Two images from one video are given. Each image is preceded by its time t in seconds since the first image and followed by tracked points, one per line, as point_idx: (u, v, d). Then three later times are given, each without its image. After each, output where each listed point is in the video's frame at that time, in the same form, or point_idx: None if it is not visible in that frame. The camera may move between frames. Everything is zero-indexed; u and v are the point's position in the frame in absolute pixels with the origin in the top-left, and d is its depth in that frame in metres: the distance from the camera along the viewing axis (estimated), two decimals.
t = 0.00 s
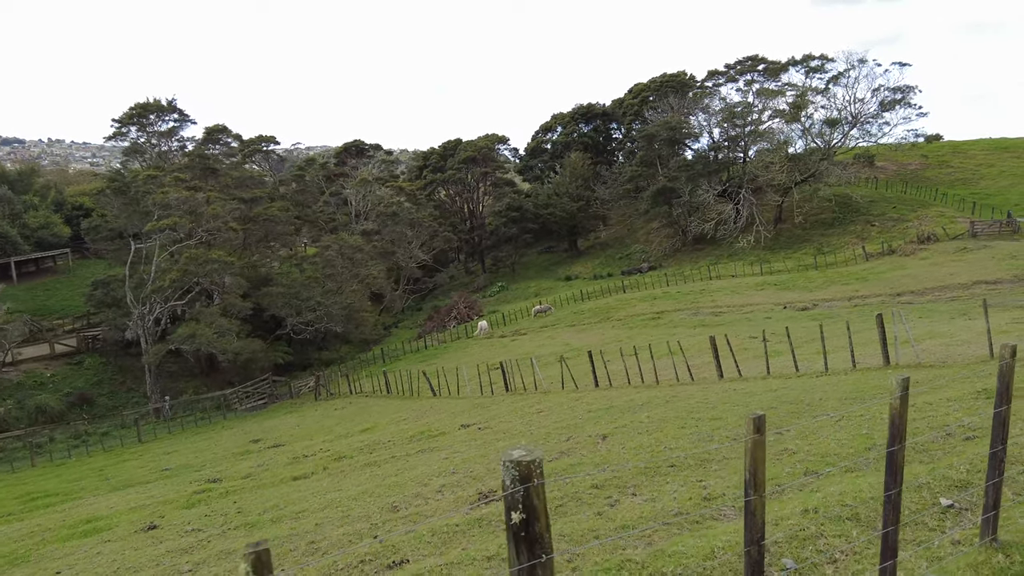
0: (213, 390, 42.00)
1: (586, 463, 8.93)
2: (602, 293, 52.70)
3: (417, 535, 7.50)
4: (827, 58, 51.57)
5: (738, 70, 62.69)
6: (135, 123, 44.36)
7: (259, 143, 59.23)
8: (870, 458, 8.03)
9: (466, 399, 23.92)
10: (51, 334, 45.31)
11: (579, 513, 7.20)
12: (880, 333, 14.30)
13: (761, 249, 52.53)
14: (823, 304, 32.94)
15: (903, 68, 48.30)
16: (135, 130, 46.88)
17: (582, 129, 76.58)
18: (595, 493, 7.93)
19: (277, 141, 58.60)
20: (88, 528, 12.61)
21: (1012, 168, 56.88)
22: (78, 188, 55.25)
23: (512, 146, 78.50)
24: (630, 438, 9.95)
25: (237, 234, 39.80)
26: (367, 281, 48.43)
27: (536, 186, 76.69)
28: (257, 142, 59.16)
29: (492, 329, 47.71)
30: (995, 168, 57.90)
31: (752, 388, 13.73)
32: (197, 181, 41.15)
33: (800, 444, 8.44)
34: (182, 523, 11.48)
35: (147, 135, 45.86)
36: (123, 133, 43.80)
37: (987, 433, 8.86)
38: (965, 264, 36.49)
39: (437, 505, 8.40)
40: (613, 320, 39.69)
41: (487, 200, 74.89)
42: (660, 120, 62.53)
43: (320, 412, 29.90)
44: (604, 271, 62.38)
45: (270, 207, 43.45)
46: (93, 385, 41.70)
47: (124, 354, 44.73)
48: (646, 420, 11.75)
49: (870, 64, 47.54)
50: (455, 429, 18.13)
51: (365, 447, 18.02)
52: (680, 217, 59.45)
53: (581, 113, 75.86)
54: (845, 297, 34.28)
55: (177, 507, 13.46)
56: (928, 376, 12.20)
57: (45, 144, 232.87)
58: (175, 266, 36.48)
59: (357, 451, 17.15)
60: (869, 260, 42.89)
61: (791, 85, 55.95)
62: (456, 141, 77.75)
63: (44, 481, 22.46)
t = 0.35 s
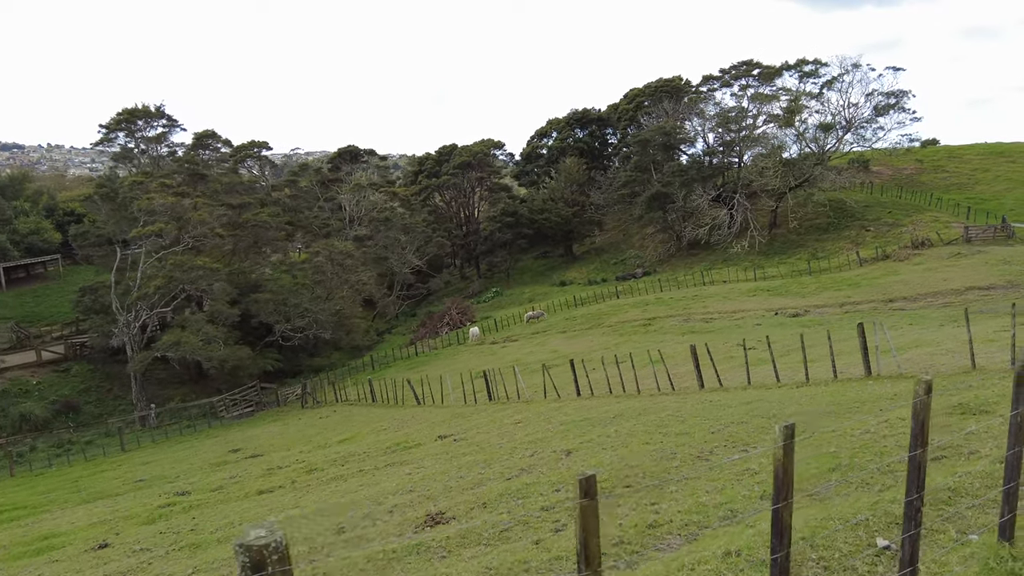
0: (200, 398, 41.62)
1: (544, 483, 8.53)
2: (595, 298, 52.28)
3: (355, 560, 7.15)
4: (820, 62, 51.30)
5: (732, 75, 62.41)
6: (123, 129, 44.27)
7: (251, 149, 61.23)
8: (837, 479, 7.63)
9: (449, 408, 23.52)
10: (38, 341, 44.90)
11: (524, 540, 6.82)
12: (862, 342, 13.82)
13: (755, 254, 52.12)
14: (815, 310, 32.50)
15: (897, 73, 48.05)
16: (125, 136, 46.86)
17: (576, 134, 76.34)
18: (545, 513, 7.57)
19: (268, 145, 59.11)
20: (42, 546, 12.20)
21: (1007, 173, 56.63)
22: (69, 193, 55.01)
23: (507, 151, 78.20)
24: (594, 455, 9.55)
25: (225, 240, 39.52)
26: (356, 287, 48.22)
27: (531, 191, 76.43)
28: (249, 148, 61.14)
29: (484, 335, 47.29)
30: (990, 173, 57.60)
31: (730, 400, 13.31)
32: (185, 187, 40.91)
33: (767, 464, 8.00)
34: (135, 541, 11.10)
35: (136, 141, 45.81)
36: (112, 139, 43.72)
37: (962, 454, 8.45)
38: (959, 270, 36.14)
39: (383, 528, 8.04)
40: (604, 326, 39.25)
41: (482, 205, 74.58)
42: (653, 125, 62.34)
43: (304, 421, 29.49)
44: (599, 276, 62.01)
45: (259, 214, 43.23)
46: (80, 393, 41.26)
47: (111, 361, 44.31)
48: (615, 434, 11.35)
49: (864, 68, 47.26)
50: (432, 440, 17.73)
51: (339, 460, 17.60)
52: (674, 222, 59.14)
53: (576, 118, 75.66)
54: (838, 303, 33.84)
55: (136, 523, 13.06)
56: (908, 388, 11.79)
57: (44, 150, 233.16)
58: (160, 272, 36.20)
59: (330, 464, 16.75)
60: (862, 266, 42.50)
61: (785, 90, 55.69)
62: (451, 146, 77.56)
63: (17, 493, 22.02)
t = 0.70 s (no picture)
0: (185, 401, 41.23)
1: (492, 499, 8.19)
2: (586, 301, 51.89)
3: None
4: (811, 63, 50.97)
5: (725, 77, 61.91)
6: (107, 130, 44.00)
7: (241, 151, 62.14)
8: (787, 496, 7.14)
9: (428, 414, 23.14)
10: (22, 345, 44.43)
11: (458, 562, 6.49)
12: (838, 348, 13.38)
13: (747, 256, 51.79)
14: (803, 313, 32.13)
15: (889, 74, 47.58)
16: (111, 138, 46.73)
17: (569, 135, 76.01)
18: (487, 533, 7.19)
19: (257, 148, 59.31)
20: None
21: (998, 175, 56.49)
22: (55, 195, 54.53)
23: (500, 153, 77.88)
24: (549, 468, 9.20)
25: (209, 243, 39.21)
26: (344, 290, 47.87)
27: (524, 193, 76.09)
28: (237, 150, 61.93)
29: (473, 337, 46.86)
30: (983, 174, 57.40)
31: (702, 408, 12.90)
32: (170, 189, 40.58)
33: (721, 479, 7.65)
34: (82, 556, 10.68)
35: (122, 142, 45.64)
36: (96, 141, 43.57)
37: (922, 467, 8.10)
38: (949, 271, 35.84)
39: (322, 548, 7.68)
40: (593, 329, 38.87)
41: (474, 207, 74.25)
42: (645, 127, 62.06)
43: (285, 426, 29.04)
44: (591, 278, 61.63)
45: (246, 216, 43.12)
46: (64, 397, 40.75)
47: (96, 365, 43.85)
48: (578, 442, 10.93)
49: (855, 69, 46.94)
50: (404, 448, 17.35)
51: (309, 469, 17.20)
52: (666, 224, 58.85)
53: (568, 120, 75.39)
54: (827, 305, 33.47)
55: (91, 536, 12.64)
56: (882, 396, 11.42)
57: (40, 152, 232.97)
58: (142, 275, 35.85)
59: (299, 474, 16.35)
60: (853, 267, 42.15)
61: (777, 91, 55.34)
62: (444, 148, 77.27)
63: None
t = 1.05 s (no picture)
0: (163, 408, 40.62)
1: (433, 518, 7.94)
2: (571, 304, 51.54)
3: None
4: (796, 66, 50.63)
5: (711, 80, 61.04)
6: (84, 133, 43.46)
7: (223, 153, 61.81)
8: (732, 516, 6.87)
9: (402, 422, 22.75)
10: None
11: None
12: (807, 356, 12.93)
13: (733, 259, 51.64)
14: (785, 316, 31.89)
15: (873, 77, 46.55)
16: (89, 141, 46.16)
17: (557, 138, 75.72)
18: (419, 557, 6.92)
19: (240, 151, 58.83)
20: None
21: (981, 178, 56.74)
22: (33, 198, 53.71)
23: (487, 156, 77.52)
24: (499, 484, 8.91)
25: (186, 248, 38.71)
26: (326, 294, 47.47)
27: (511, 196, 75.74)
28: (220, 153, 61.58)
29: (457, 341, 46.42)
30: (966, 177, 57.62)
31: (668, 417, 12.60)
32: (148, 194, 40.07)
33: (668, 497, 7.41)
34: None
35: (100, 145, 45.10)
36: (73, 143, 43.02)
37: (876, 481, 7.84)
38: (932, 275, 35.73)
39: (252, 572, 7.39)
40: (576, 333, 38.52)
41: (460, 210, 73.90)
42: (632, 129, 61.84)
43: (260, 434, 28.57)
44: (578, 281, 61.29)
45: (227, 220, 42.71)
46: (39, 404, 40.04)
47: (72, 371, 43.14)
48: (535, 455, 10.62)
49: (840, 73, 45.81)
50: (371, 458, 16.98)
51: (274, 480, 16.81)
52: (653, 228, 58.72)
53: (556, 123, 75.14)
54: (809, 308, 33.27)
55: (37, 553, 12.24)
56: (848, 406, 11.17)
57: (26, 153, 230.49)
58: (117, 280, 35.30)
59: (262, 486, 15.96)
60: (838, 271, 41.93)
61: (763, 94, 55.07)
62: (431, 151, 76.87)
63: None
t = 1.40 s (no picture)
0: (133, 415, 39.74)
1: (364, 539, 7.73)
2: (552, 308, 51.22)
3: None
4: (774, 69, 50.48)
5: (691, 83, 60.69)
6: (53, 135, 42.54)
7: (199, 157, 61.15)
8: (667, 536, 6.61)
9: (370, 431, 22.30)
10: None
11: None
12: (769, 363, 12.62)
13: (712, 263, 51.65)
14: (761, 320, 31.74)
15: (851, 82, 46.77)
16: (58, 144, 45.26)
17: (539, 142, 75.44)
18: None
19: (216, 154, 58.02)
20: None
21: (957, 182, 57.32)
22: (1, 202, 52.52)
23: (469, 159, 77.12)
24: (439, 501, 8.62)
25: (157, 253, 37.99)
26: (301, 300, 46.83)
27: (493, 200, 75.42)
28: (196, 156, 61.10)
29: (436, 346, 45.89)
30: (942, 181, 58.14)
31: (627, 425, 12.31)
32: (118, 197, 39.30)
33: (605, 514, 7.13)
34: None
35: (69, 148, 44.22)
36: (41, 145, 42.11)
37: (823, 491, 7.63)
38: (907, 278, 35.73)
39: None
40: (554, 337, 38.15)
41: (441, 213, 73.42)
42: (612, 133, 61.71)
43: (228, 444, 27.96)
44: (559, 285, 60.95)
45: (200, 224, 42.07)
46: (4, 413, 39.04)
47: (40, 379, 42.13)
48: (485, 467, 10.32)
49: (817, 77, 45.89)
50: (331, 469, 16.55)
51: (231, 492, 16.35)
52: (633, 231, 58.69)
53: (538, 126, 74.93)
54: (785, 311, 33.18)
55: None
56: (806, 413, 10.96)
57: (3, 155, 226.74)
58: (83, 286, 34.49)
59: (217, 499, 15.50)
60: (816, 273, 41.69)
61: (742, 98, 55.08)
62: (412, 154, 76.42)
63: None
